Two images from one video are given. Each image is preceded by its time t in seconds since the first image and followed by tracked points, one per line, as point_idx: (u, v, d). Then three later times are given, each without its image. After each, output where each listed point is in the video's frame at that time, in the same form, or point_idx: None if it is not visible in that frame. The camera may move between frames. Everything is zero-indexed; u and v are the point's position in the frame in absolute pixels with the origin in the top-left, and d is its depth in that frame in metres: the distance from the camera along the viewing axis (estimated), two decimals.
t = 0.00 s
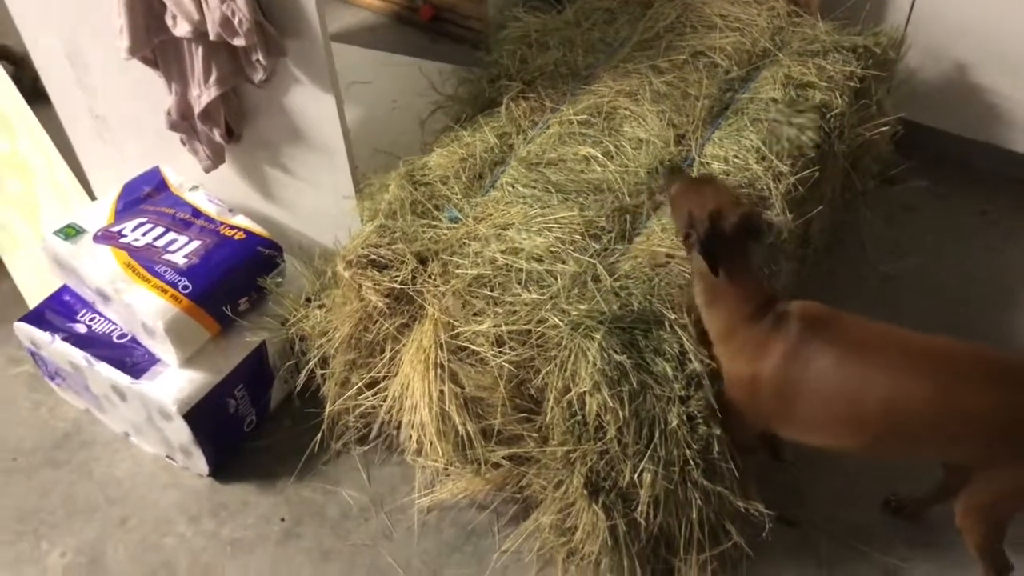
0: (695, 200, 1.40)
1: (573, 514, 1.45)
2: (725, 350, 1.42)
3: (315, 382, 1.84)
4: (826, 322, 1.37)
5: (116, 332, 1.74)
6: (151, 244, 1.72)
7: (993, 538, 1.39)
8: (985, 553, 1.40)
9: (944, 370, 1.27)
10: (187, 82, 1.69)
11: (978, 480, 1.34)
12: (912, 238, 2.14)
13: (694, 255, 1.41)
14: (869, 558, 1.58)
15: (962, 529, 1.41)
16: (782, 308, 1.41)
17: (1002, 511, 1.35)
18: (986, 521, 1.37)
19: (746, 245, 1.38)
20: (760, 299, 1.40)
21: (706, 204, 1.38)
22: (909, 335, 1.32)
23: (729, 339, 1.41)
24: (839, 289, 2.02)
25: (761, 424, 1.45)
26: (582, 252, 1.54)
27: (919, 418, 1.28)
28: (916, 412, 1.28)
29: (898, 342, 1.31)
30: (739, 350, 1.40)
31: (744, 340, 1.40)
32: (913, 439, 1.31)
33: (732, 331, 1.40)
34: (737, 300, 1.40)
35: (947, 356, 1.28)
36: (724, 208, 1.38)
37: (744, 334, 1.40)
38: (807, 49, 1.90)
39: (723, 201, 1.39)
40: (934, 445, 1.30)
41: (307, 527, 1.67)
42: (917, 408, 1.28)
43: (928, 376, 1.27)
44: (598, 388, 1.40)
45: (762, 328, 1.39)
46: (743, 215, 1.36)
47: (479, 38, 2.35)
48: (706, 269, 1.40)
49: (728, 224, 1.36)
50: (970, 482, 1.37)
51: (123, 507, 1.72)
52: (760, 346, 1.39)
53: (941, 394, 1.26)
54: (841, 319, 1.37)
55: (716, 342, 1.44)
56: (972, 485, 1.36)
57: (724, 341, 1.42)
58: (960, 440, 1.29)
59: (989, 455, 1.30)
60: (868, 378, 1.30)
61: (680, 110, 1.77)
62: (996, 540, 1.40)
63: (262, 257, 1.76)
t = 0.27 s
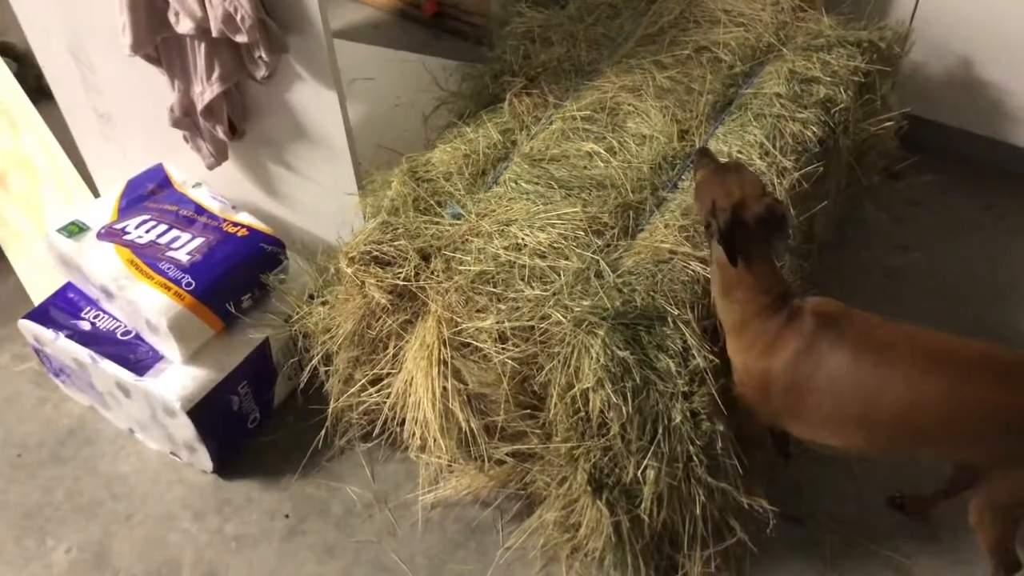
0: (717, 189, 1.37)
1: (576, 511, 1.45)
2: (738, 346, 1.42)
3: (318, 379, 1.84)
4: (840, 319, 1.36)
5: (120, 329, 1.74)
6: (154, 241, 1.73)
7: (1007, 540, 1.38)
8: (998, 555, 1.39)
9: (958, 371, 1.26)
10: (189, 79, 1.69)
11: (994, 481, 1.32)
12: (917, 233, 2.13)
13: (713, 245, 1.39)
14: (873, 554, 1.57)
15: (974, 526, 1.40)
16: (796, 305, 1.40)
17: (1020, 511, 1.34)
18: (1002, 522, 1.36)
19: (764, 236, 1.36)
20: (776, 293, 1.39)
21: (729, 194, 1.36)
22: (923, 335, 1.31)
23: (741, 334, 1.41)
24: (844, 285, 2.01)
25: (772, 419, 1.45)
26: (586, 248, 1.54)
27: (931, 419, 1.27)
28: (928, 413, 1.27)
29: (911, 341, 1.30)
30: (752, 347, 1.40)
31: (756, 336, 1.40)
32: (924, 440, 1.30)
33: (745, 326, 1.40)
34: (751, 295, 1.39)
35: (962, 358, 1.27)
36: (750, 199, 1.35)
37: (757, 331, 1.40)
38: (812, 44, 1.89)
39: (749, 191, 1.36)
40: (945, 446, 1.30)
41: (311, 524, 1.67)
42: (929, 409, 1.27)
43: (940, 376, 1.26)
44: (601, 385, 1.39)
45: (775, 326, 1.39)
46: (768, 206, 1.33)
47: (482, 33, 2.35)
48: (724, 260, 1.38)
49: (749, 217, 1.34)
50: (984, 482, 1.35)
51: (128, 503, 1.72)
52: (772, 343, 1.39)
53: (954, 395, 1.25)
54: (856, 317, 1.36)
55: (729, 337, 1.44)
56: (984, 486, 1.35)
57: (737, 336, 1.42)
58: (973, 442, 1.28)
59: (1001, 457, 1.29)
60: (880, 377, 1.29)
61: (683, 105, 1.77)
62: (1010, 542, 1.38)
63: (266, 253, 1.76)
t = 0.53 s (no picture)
0: (730, 181, 1.37)
1: (584, 509, 1.44)
2: (750, 339, 1.42)
3: (325, 376, 1.84)
4: (853, 312, 1.36)
5: (127, 326, 1.74)
6: (161, 238, 1.72)
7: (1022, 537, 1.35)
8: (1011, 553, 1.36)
9: (971, 365, 1.24)
10: (196, 76, 1.69)
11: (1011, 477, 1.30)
12: (926, 230, 2.12)
13: (725, 238, 1.39)
14: (882, 552, 1.57)
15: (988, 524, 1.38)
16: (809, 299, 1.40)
17: None
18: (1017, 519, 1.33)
19: (778, 230, 1.34)
20: (788, 287, 1.39)
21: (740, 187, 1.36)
22: (937, 329, 1.29)
23: (753, 326, 1.41)
24: (852, 282, 2.00)
25: (783, 413, 1.45)
26: (593, 244, 1.53)
27: (943, 414, 1.26)
28: (940, 408, 1.26)
29: (924, 335, 1.28)
30: (763, 339, 1.40)
31: (767, 328, 1.40)
32: (936, 435, 1.29)
33: (757, 318, 1.40)
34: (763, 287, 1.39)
35: (975, 352, 1.25)
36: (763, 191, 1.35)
37: (768, 324, 1.39)
38: (820, 39, 1.88)
39: (762, 183, 1.36)
40: (958, 441, 1.28)
41: (318, 521, 1.67)
42: (940, 404, 1.25)
43: (952, 370, 1.25)
44: (608, 382, 1.39)
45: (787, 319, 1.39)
46: (780, 199, 1.32)
47: (488, 29, 2.34)
48: (736, 252, 1.38)
49: (761, 209, 1.33)
50: (999, 477, 1.33)
51: (135, 501, 1.72)
52: (784, 336, 1.38)
53: (966, 390, 1.24)
54: (870, 311, 1.36)
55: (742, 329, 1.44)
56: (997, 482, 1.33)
57: (749, 329, 1.42)
58: (987, 438, 1.27)
59: (1015, 453, 1.27)
60: (891, 371, 1.28)
61: (691, 101, 1.76)
62: None
63: (273, 251, 1.76)
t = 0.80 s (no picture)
0: (737, 179, 1.38)
1: (589, 507, 1.45)
2: (757, 337, 1.42)
3: (332, 374, 1.84)
4: (860, 311, 1.36)
5: (134, 323, 1.75)
6: (168, 235, 1.73)
7: None
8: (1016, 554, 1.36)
9: (978, 364, 1.25)
10: (204, 74, 1.70)
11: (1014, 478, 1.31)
12: (933, 230, 2.12)
13: (733, 235, 1.40)
14: (888, 552, 1.57)
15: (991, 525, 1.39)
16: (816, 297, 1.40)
17: None
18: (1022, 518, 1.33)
19: (786, 227, 1.37)
20: (795, 285, 1.40)
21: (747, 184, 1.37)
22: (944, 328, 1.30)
23: (760, 324, 1.42)
24: (858, 281, 2.00)
25: (788, 412, 1.45)
26: (599, 243, 1.53)
27: (950, 412, 1.26)
28: (947, 407, 1.26)
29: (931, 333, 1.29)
30: (770, 337, 1.40)
31: (774, 326, 1.40)
32: (943, 434, 1.29)
33: (763, 316, 1.41)
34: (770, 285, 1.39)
35: (982, 351, 1.26)
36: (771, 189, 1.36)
37: (775, 322, 1.40)
38: (827, 39, 1.88)
39: (770, 181, 1.37)
40: (964, 440, 1.29)
41: (324, 518, 1.68)
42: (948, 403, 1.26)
43: (960, 369, 1.25)
44: (614, 380, 1.39)
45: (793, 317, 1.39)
46: (788, 197, 1.34)
47: (494, 29, 2.34)
48: (744, 250, 1.39)
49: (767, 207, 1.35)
50: (1004, 475, 1.34)
51: (142, 497, 1.73)
52: (791, 334, 1.39)
53: (973, 389, 1.24)
54: (877, 309, 1.36)
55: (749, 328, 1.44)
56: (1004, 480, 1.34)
57: (756, 327, 1.42)
58: (993, 437, 1.27)
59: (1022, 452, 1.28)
60: (898, 370, 1.28)
61: (697, 101, 1.76)
62: None
63: (279, 249, 1.77)
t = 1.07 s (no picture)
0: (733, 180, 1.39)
1: (585, 506, 1.45)
2: (754, 337, 1.43)
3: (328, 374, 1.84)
4: (856, 311, 1.36)
5: (130, 323, 1.75)
6: (164, 235, 1.73)
7: None
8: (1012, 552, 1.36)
9: (974, 364, 1.25)
10: (199, 74, 1.70)
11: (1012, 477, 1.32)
12: (928, 229, 2.12)
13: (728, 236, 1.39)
14: (883, 550, 1.57)
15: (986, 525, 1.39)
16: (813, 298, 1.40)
17: None
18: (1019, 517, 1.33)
19: (782, 228, 1.36)
20: (792, 286, 1.40)
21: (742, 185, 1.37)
22: (941, 328, 1.30)
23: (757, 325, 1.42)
24: (853, 281, 2.01)
25: (785, 412, 1.46)
26: (595, 243, 1.53)
27: (947, 412, 1.27)
28: (944, 407, 1.27)
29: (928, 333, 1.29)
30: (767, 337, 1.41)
31: (770, 326, 1.40)
32: (940, 434, 1.30)
33: (760, 316, 1.41)
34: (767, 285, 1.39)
35: (979, 351, 1.26)
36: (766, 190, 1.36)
37: (772, 322, 1.40)
38: (822, 39, 1.88)
39: (765, 182, 1.37)
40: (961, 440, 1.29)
41: (320, 518, 1.68)
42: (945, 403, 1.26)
43: (957, 369, 1.25)
44: (609, 379, 1.39)
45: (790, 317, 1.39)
46: (782, 198, 1.34)
47: (490, 29, 2.34)
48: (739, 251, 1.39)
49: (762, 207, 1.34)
50: (1000, 474, 1.34)
51: (138, 497, 1.73)
52: (788, 334, 1.39)
53: (969, 389, 1.25)
54: (873, 309, 1.36)
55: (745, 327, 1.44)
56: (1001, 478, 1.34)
57: (753, 327, 1.43)
58: (990, 436, 1.27)
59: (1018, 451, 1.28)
60: (895, 370, 1.29)
61: (693, 100, 1.76)
62: None
63: (275, 248, 1.77)
